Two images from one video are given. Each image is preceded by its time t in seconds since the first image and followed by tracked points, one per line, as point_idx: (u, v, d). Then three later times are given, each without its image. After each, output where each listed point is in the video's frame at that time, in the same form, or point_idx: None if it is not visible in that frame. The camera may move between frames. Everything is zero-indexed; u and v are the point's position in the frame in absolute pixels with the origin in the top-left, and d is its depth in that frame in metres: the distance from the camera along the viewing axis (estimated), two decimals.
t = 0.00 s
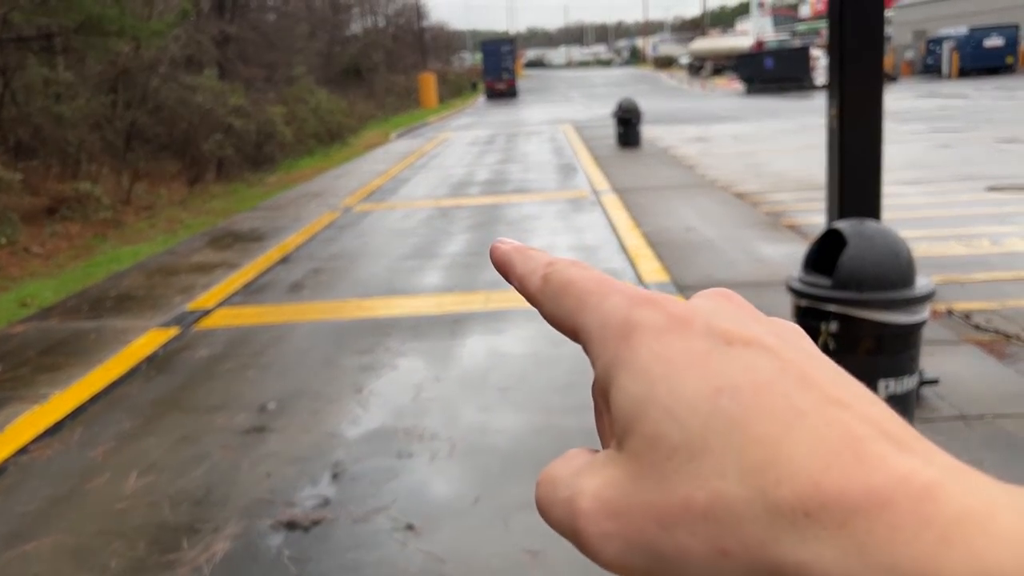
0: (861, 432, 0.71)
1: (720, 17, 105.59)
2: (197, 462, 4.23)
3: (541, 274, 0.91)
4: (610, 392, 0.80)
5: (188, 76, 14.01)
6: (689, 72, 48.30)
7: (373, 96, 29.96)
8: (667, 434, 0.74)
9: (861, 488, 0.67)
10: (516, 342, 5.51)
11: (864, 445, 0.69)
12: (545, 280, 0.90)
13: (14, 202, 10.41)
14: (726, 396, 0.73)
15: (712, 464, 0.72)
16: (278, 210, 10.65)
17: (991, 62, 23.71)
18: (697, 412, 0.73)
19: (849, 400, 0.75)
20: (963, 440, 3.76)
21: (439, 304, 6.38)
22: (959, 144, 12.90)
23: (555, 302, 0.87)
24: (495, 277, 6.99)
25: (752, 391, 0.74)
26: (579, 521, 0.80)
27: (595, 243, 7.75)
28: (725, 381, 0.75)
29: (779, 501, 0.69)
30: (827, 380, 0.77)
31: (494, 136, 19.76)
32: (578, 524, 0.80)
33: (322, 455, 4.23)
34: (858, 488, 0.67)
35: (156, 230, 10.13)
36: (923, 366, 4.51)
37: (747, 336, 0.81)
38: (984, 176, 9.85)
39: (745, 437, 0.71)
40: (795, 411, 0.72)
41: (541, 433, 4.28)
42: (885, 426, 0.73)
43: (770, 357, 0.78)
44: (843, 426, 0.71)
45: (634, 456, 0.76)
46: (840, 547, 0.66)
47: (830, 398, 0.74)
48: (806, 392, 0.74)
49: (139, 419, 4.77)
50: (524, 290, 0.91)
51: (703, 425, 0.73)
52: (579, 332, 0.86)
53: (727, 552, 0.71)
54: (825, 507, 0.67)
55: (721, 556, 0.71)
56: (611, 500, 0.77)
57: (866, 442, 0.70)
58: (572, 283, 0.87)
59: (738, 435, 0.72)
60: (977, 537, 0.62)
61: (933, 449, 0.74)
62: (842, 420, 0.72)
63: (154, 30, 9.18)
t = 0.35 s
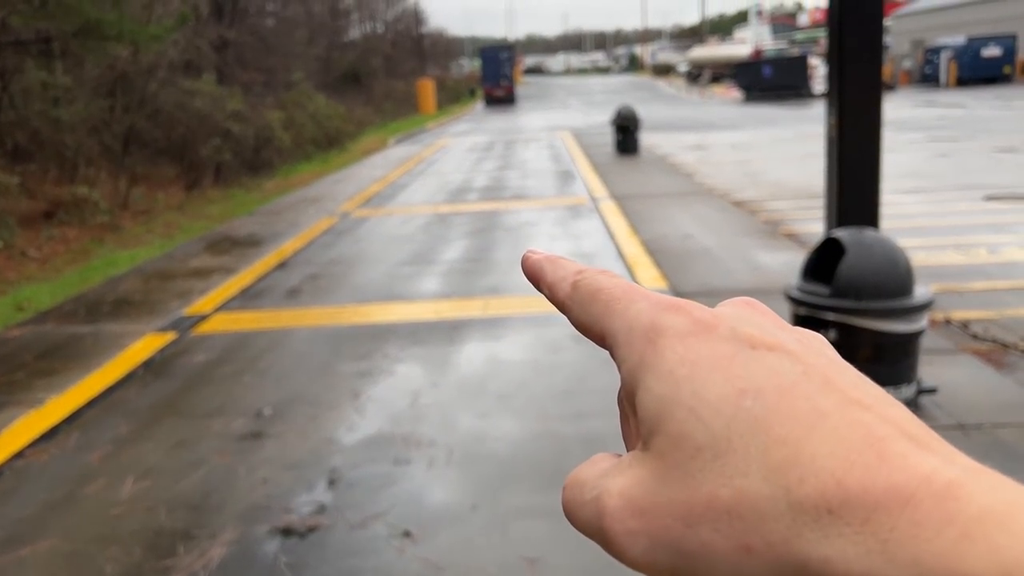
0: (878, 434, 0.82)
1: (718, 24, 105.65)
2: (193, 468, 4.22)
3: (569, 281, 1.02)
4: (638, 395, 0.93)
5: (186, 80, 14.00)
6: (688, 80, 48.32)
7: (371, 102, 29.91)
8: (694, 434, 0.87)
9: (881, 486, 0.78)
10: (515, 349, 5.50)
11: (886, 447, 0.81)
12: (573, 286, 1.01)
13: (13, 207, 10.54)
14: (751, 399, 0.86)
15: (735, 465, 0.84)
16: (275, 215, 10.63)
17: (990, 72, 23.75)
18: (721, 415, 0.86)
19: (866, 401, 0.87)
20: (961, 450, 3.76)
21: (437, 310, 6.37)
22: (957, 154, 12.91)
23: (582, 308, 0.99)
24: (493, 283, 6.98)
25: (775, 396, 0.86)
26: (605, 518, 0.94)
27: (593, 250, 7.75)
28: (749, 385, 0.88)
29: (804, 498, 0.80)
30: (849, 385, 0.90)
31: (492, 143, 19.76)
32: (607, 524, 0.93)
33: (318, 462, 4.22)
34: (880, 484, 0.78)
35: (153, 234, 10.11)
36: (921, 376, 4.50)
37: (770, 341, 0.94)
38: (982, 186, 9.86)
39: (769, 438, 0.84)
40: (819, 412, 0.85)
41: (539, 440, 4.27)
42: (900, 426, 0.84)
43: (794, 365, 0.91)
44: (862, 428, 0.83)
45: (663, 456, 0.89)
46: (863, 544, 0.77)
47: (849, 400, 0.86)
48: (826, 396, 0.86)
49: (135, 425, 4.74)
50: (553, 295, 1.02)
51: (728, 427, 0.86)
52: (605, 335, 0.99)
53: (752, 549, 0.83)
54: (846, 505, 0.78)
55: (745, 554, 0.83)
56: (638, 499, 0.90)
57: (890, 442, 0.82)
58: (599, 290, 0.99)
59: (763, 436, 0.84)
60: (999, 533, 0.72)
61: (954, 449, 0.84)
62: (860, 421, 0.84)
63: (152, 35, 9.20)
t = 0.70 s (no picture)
0: (891, 443, 0.83)
1: (720, 33, 106.01)
2: (191, 473, 4.20)
3: (571, 285, 1.07)
4: (644, 402, 0.94)
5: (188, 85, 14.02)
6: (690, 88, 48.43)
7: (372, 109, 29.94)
8: (700, 443, 0.89)
9: (895, 497, 0.79)
10: (515, 356, 5.50)
11: (901, 459, 0.82)
12: (576, 290, 1.06)
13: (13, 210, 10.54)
14: (759, 408, 0.88)
15: (744, 474, 0.85)
16: (276, 221, 10.64)
17: (991, 83, 23.81)
18: (730, 423, 0.88)
19: (877, 412, 0.89)
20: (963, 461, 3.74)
21: (437, 317, 6.36)
22: (959, 164, 12.93)
23: (585, 312, 1.03)
24: (494, 290, 6.98)
25: (784, 404, 0.88)
26: (609, 526, 0.95)
27: (594, 258, 7.76)
28: (759, 392, 0.89)
29: (814, 508, 0.81)
30: (858, 395, 0.91)
31: (493, 150, 19.80)
32: (610, 534, 0.94)
33: (318, 468, 4.20)
34: (891, 494, 0.79)
35: (153, 239, 10.11)
36: (922, 386, 4.50)
37: (779, 350, 0.96)
38: (982, 197, 9.87)
39: (780, 447, 0.85)
40: (830, 421, 0.86)
41: (539, 448, 4.26)
42: (912, 436, 0.86)
43: (803, 374, 0.92)
44: (874, 439, 0.84)
45: (671, 467, 0.90)
46: (877, 556, 0.77)
47: (859, 410, 0.88)
48: (837, 406, 0.88)
49: (133, 430, 4.73)
50: (555, 299, 1.07)
51: (735, 435, 0.87)
52: (610, 340, 1.01)
53: (760, 562, 0.83)
54: (860, 516, 0.79)
55: (754, 566, 0.84)
56: (644, 511, 0.91)
57: (904, 452, 0.83)
58: (603, 295, 1.03)
59: (773, 446, 0.85)
60: (1017, 545, 0.72)
61: (966, 460, 0.85)
62: (872, 431, 0.85)
63: (155, 40, 9.25)
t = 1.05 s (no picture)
0: (915, 461, 0.81)
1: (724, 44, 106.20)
2: (193, 480, 4.20)
3: (585, 298, 1.06)
4: (662, 417, 0.93)
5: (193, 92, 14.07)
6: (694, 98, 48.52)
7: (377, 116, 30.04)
8: (720, 458, 0.87)
9: (920, 516, 0.77)
10: (518, 364, 5.50)
11: (924, 477, 0.79)
12: (590, 304, 1.05)
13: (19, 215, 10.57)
14: (779, 424, 0.86)
15: (764, 491, 0.84)
16: (280, 228, 10.67)
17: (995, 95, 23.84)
18: (750, 439, 0.86)
19: (900, 429, 0.87)
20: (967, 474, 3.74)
21: (441, 325, 6.36)
22: (963, 176, 12.95)
23: (599, 326, 1.02)
24: (497, 298, 6.99)
25: (804, 420, 0.86)
26: (627, 544, 0.93)
27: (598, 266, 7.79)
28: (779, 408, 0.88)
29: (835, 527, 0.79)
30: (880, 410, 0.89)
31: (497, 159, 19.85)
32: (627, 551, 0.93)
33: (320, 477, 4.19)
34: (916, 513, 0.77)
35: (157, 245, 10.13)
36: (926, 399, 4.49)
37: (798, 366, 0.94)
38: (987, 209, 9.88)
39: (800, 464, 0.83)
40: (852, 437, 0.84)
41: (542, 457, 4.26)
42: (936, 454, 0.84)
43: (824, 390, 0.91)
44: (897, 457, 0.82)
45: (690, 483, 0.88)
46: None
47: (881, 427, 0.86)
48: (859, 422, 0.86)
49: (136, 436, 4.73)
50: (568, 313, 1.06)
51: (756, 451, 0.85)
52: (627, 354, 1.00)
53: None
54: (883, 535, 0.77)
55: None
56: (662, 529, 0.90)
57: (927, 470, 0.81)
58: (619, 308, 1.02)
59: (794, 462, 0.84)
60: None
61: (992, 478, 0.83)
62: (895, 449, 0.83)
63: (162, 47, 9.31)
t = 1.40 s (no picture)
0: (929, 467, 0.84)
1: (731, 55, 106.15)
2: (197, 487, 4.20)
3: (594, 302, 1.08)
4: (675, 421, 0.95)
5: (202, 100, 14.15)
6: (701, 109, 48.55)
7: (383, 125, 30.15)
8: (735, 463, 0.89)
9: (938, 523, 0.79)
10: (523, 373, 5.50)
11: (939, 483, 0.82)
12: (599, 307, 1.07)
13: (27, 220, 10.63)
14: (793, 429, 0.89)
15: (779, 496, 0.86)
16: (286, 235, 10.70)
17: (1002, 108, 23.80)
18: (764, 443, 0.89)
19: (916, 435, 0.89)
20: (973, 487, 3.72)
21: (446, 334, 6.37)
22: (970, 188, 12.93)
23: (609, 329, 1.05)
24: (503, 307, 7.00)
25: (818, 425, 0.89)
26: (639, 548, 0.96)
27: (603, 276, 7.80)
28: (795, 412, 0.90)
29: (852, 532, 0.81)
30: (895, 416, 0.92)
31: (503, 168, 19.89)
32: (639, 557, 0.96)
33: (324, 484, 4.19)
34: (935, 520, 0.79)
35: (164, 252, 10.17)
36: (933, 411, 4.48)
37: (813, 370, 0.98)
38: (993, 221, 9.86)
39: (815, 469, 0.86)
40: (868, 443, 0.87)
41: (546, 467, 4.25)
42: (951, 460, 0.87)
43: (838, 394, 0.94)
44: (914, 462, 0.85)
45: (704, 486, 0.90)
46: None
47: (897, 432, 0.89)
48: (874, 428, 0.89)
49: (141, 442, 4.74)
50: (577, 317, 1.08)
51: (770, 455, 0.88)
52: (637, 356, 1.03)
53: None
54: (899, 541, 0.79)
55: None
56: (673, 533, 0.92)
57: (942, 476, 0.83)
58: (629, 311, 1.04)
59: (810, 467, 0.86)
60: None
61: (1006, 485, 0.86)
62: (911, 454, 0.86)
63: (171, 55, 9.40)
